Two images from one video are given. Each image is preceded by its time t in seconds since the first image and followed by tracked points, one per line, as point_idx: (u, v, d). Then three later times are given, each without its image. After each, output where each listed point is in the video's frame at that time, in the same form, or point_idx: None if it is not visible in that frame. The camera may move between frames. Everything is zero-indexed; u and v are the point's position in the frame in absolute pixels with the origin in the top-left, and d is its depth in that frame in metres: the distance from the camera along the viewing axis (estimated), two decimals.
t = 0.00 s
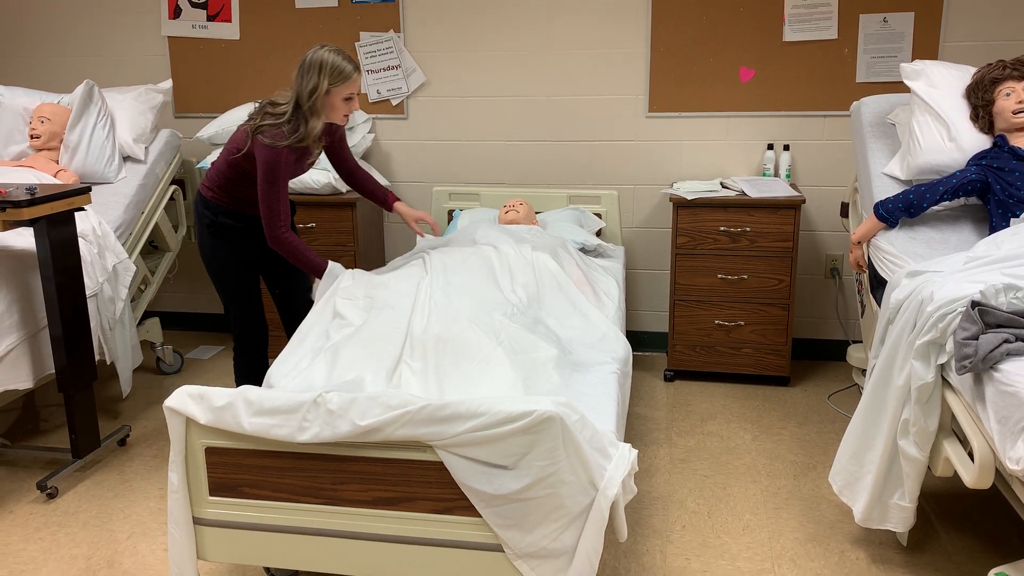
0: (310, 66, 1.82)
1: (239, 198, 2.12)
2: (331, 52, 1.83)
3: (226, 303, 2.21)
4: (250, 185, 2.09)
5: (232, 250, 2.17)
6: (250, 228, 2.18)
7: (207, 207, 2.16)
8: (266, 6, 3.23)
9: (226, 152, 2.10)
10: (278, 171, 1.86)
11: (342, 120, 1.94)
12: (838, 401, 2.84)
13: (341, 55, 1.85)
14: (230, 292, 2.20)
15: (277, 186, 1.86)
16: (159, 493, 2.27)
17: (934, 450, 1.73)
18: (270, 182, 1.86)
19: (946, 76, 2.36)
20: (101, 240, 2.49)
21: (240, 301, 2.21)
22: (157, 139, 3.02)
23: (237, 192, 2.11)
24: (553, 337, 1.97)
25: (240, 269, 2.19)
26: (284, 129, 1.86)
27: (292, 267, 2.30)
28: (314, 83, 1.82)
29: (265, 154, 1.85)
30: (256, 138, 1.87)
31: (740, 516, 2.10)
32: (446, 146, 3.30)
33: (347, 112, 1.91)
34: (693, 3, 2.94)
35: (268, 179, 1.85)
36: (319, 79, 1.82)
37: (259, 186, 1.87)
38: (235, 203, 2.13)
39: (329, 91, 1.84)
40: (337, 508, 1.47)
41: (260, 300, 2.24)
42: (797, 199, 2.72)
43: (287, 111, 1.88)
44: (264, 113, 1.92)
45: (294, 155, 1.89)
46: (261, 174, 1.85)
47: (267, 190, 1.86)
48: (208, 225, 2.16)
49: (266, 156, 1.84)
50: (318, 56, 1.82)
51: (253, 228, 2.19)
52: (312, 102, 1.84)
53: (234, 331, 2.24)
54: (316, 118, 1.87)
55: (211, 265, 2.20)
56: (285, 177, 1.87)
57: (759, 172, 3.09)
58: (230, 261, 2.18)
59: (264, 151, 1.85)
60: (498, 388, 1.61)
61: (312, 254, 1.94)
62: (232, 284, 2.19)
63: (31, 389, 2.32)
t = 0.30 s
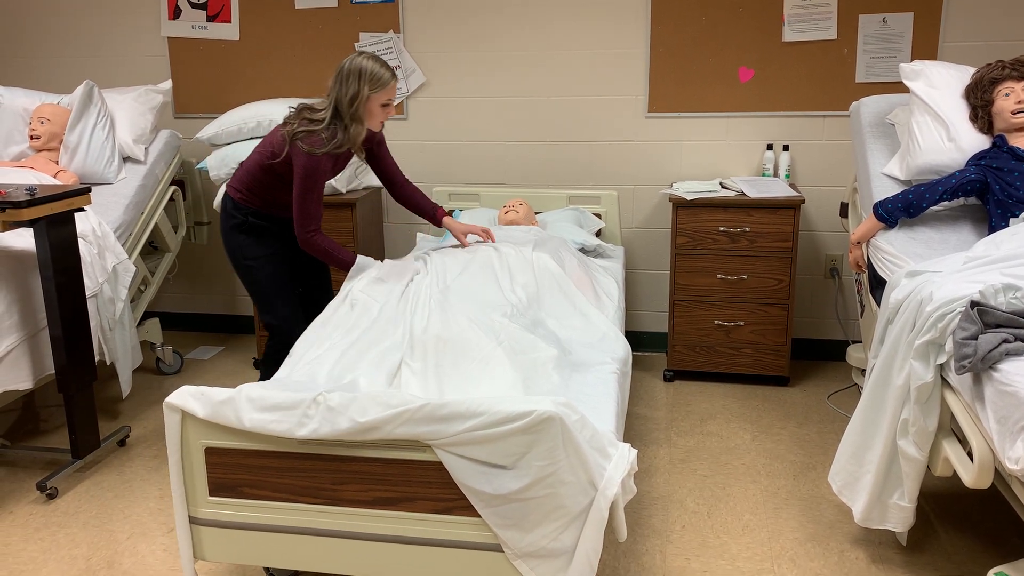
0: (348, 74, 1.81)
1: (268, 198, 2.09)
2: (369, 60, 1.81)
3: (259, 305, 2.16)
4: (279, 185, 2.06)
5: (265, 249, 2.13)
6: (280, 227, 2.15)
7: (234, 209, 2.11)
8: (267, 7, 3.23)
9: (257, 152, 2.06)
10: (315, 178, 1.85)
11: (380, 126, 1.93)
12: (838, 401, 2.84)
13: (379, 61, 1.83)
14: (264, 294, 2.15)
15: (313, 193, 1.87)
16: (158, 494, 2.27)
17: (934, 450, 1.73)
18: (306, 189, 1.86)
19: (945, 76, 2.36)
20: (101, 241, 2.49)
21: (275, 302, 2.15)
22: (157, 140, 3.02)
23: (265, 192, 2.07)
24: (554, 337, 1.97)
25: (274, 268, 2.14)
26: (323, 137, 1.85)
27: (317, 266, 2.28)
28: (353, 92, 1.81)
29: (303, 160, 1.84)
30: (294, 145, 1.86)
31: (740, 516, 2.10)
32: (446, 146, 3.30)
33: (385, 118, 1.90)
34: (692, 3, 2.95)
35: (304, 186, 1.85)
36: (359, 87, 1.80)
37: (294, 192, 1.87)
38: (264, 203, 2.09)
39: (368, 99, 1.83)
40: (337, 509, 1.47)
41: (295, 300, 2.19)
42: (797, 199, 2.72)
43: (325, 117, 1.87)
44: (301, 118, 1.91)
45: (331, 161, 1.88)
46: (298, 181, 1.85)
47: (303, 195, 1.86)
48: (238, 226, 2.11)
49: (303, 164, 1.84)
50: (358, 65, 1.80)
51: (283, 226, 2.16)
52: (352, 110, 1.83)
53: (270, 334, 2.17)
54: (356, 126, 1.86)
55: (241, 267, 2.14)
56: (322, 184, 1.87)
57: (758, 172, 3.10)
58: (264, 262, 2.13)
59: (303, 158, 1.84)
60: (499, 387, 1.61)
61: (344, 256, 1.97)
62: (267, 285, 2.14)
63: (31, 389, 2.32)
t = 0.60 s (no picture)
0: (376, 82, 1.81)
1: (281, 197, 2.06)
2: (395, 69, 1.82)
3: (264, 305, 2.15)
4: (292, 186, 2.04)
5: (278, 252, 2.11)
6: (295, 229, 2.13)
7: (248, 207, 2.09)
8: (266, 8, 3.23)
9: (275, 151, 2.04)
10: (326, 180, 1.84)
11: (399, 135, 1.94)
12: (836, 401, 2.84)
13: (404, 71, 1.84)
14: (271, 296, 2.14)
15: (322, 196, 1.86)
16: (157, 494, 2.27)
17: (931, 450, 1.73)
18: (315, 190, 1.84)
19: (943, 76, 2.36)
20: (99, 241, 2.49)
21: (280, 306, 2.14)
22: (155, 140, 3.02)
23: (276, 191, 2.05)
24: (553, 338, 1.97)
25: (285, 271, 2.13)
26: (344, 144, 1.83)
27: (324, 269, 2.27)
28: (379, 100, 1.81)
29: (318, 165, 1.83)
30: (311, 149, 1.84)
31: (738, 516, 2.10)
32: (445, 147, 3.30)
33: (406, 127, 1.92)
34: (691, 4, 2.95)
35: (314, 187, 1.84)
36: (386, 96, 1.81)
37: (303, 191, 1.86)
38: (277, 203, 2.07)
39: (392, 109, 1.83)
40: (335, 509, 1.47)
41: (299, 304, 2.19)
42: (795, 200, 2.73)
43: (345, 124, 1.85)
44: (320, 122, 1.89)
45: (347, 167, 1.87)
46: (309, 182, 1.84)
47: (311, 195, 1.85)
48: (253, 226, 2.08)
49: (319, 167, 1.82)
50: (385, 73, 1.80)
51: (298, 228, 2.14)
52: (378, 119, 1.83)
53: (270, 335, 2.16)
54: (379, 135, 1.86)
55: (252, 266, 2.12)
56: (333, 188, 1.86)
57: (757, 172, 3.10)
58: (276, 264, 2.12)
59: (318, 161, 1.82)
60: (497, 387, 1.61)
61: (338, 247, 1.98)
62: (275, 287, 2.13)
63: (29, 390, 2.32)
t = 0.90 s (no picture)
0: (372, 83, 1.80)
1: (281, 202, 2.06)
2: (391, 68, 1.81)
3: (266, 310, 2.15)
4: (292, 191, 2.04)
5: (278, 255, 2.12)
6: (294, 231, 2.14)
7: (247, 213, 2.08)
8: (264, 9, 3.24)
9: (269, 156, 2.03)
10: (333, 187, 1.85)
11: (395, 133, 1.94)
12: (833, 402, 2.85)
13: (400, 69, 1.84)
14: (273, 300, 2.13)
15: (331, 202, 1.87)
16: (155, 494, 2.27)
17: (929, 450, 1.74)
18: (322, 195, 1.85)
19: (941, 78, 2.37)
20: (98, 242, 2.49)
21: (284, 309, 2.14)
22: (154, 140, 3.01)
23: (277, 196, 2.05)
24: (551, 339, 1.98)
25: (286, 274, 2.13)
26: (345, 147, 1.83)
27: (322, 272, 2.28)
28: (376, 100, 1.81)
29: (323, 171, 1.83)
30: (314, 154, 1.84)
31: (737, 516, 2.10)
32: (443, 148, 3.31)
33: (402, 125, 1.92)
34: (689, 5, 2.95)
35: (320, 193, 1.85)
36: (384, 97, 1.81)
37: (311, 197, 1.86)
38: (278, 207, 2.07)
39: (390, 108, 1.84)
40: (334, 509, 1.47)
41: (303, 306, 2.19)
42: (793, 200, 2.73)
43: (343, 126, 1.85)
44: (316, 125, 1.88)
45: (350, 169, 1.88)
46: (317, 189, 1.85)
47: (320, 204, 1.86)
48: (252, 231, 2.08)
49: (325, 175, 1.83)
50: (382, 73, 1.80)
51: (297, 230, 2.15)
52: (376, 120, 1.83)
53: (275, 340, 2.16)
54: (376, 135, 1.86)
55: (253, 271, 2.13)
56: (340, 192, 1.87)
57: (755, 173, 3.10)
58: (277, 268, 2.12)
59: (323, 167, 1.82)
60: (495, 388, 1.61)
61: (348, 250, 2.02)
62: (278, 291, 2.13)
63: (27, 390, 2.31)
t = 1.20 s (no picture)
0: (370, 80, 1.81)
1: (278, 202, 2.06)
2: (389, 64, 1.82)
3: (266, 312, 2.15)
4: (289, 190, 2.03)
5: (277, 257, 2.12)
6: (292, 232, 2.14)
7: (244, 216, 2.09)
8: (263, 11, 3.24)
9: (266, 157, 2.03)
10: (332, 184, 1.85)
11: (393, 132, 1.95)
12: (832, 402, 2.85)
13: (398, 66, 1.84)
14: (273, 302, 2.13)
15: (329, 197, 1.86)
16: (154, 495, 2.27)
17: (928, 450, 1.74)
18: (320, 190, 1.85)
19: (939, 79, 2.37)
20: (96, 243, 2.49)
21: (284, 311, 2.14)
22: (153, 141, 3.01)
23: (274, 196, 2.05)
24: (550, 340, 1.98)
25: (286, 276, 2.13)
26: (343, 144, 1.83)
27: (320, 272, 2.28)
28: (373, 97, 1.81)
29: (321, 168, 1.83)
30: (311, 153, 1.84)
31: (735, 516, 2.11)
32: (442, 148, 3.31)
33: (400, 123, 1.92)
34: (688, 6, 2.95)
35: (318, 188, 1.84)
36: (381, 93, 1.81)
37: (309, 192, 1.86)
38: (275, 208, 2.07)
39: (387, 105, 1.84)
40: (332, 510, 1.47)
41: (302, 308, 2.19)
42: (792, 201, 2.73)
43: (341, 124, 1.85)
44: (313, 124, 1.88)
45: (348, 167, 1.87)
46: (315, 187, 1.84)
47: (318, 201, 1.86)
48: (250, 233, 2.08)
49: (324, 172, 1.83)
50: (379, 70, 1.81)
51: (295, 231, 2.15)
52: (374, 117, 1.83)
53: (275, 341, 2.16)
54: (374, 133, 1.86)
55: (252, 273, 2.13)
56: (338, 187, 1.86)
57: (754, 174, 3.10)
58: (276, 269, 2.12)
59: (320, 164, 1.82)
60: (494, 388, 1.61)
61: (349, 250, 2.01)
62: (278, 293, 2.13)
63: (26, 391, 2.31)
